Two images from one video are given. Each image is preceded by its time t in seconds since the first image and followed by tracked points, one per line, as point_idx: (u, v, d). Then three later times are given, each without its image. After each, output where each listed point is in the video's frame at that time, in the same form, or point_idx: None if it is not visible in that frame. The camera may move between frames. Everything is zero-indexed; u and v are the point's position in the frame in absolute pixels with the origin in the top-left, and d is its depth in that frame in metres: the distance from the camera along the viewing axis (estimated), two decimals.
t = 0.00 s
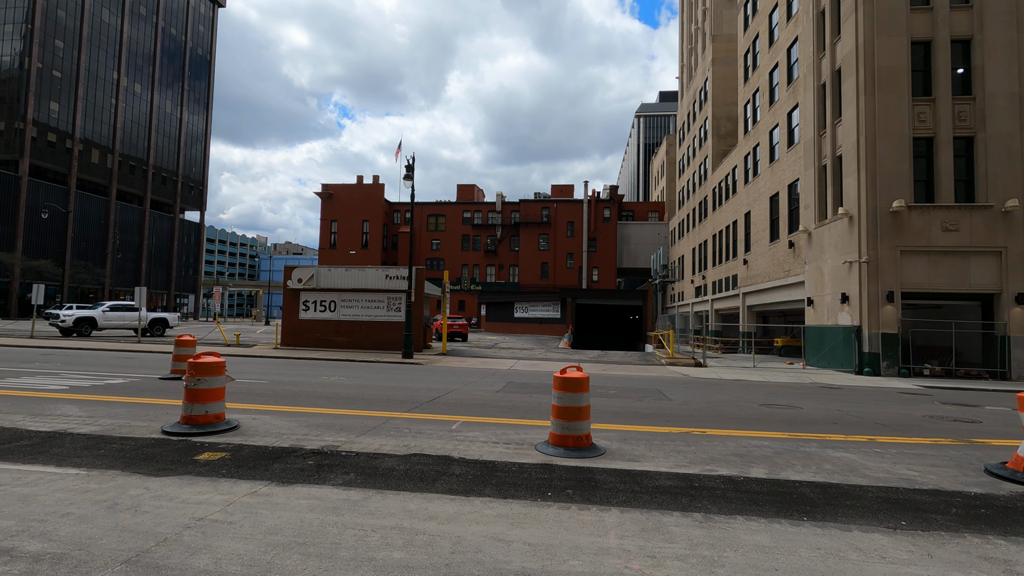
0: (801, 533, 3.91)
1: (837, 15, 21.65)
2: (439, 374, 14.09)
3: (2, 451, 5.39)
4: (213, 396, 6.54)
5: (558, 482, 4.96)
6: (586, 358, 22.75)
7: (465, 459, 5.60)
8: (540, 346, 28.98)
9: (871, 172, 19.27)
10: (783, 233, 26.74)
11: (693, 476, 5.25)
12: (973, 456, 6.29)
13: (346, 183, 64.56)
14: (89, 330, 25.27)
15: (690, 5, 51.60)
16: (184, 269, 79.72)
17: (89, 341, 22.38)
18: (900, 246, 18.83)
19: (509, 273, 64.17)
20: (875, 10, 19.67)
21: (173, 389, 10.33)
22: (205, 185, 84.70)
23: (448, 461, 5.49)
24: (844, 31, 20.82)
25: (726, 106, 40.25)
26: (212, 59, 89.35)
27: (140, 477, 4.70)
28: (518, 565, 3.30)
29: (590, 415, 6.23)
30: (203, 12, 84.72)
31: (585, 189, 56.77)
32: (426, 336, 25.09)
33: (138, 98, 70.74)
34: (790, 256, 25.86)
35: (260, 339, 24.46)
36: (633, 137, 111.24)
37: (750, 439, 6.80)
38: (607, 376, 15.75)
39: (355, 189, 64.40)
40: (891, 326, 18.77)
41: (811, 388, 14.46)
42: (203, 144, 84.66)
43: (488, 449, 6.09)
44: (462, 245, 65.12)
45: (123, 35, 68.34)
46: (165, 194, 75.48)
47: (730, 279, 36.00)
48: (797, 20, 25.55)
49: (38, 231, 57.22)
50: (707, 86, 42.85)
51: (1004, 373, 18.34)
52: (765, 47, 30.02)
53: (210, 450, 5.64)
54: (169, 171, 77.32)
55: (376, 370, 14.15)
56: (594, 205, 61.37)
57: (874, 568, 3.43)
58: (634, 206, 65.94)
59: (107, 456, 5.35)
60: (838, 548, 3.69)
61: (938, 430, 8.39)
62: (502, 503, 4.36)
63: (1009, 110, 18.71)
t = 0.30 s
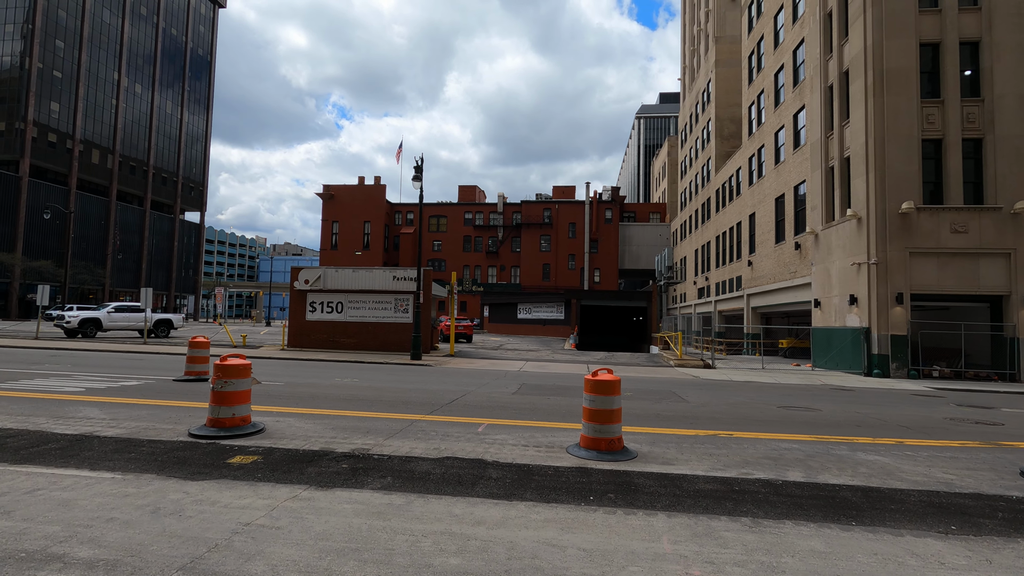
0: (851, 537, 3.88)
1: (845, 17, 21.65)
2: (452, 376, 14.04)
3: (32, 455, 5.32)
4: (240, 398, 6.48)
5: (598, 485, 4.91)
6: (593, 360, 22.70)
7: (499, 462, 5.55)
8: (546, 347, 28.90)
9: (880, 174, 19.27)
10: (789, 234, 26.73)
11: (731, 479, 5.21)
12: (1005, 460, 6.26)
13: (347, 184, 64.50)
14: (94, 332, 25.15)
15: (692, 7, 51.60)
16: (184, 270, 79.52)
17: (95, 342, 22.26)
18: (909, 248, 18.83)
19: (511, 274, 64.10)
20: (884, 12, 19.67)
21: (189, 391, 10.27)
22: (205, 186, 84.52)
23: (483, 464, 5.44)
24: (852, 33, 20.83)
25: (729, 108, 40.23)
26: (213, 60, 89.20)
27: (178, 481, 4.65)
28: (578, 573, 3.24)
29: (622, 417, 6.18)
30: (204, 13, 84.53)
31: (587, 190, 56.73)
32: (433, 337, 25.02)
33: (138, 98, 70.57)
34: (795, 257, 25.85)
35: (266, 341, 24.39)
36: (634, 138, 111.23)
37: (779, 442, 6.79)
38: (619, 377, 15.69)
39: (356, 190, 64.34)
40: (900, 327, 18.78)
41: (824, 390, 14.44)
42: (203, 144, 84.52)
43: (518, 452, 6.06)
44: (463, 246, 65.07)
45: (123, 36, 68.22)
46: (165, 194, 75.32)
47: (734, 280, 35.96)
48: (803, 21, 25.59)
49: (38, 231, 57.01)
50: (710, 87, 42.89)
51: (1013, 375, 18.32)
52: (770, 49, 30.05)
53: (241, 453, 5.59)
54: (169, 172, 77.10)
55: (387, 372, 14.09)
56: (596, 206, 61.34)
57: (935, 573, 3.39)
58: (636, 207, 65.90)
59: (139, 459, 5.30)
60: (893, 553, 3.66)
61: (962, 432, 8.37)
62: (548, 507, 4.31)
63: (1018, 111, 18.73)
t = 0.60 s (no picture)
0: (906, 543, 3.83)
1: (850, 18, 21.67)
2: (462, 376, 13.95)
3: (58, 458, 5.22)
4: (264, 401, 6.37)
5: (638, 489, 4.84)
6: (599, 360, 22.64)
7: (533, 465, 5.48)
8: (549, 347, 28.80)
9: (886, 174, 19.29)
10: (792, 235, 26.76)
11: (769, 482, 5.16)
12: None
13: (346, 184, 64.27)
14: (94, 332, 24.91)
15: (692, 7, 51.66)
16: (180, 269, 78.99)
17: (96, 343, 22.05)
18: (915, 248, 18.87)
19: (510, 274, 64.01)
20: (890, 13, 19.69)
21: (201, 393, 10.13)
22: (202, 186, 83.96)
23: (517, 468, 5.35)
24: (857, 33, 20.86)
25: (730, 108, 40.28)
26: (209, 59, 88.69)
27: (212, 486, 4.55)
28: None
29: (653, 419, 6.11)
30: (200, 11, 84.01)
31: (586, 190, 56.69)
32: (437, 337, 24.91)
33: (134, 96, 70.03)
34: (799, 258, 25.87)
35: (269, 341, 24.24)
36: (631, 138, 111.27)
37: (806, 444, 6.75)
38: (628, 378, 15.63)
39: (354, 189, 64.12)
40: (906, 328, 18.81)
41: (834, 391, 14.43)
42: (200, 143, 83.97)
43: (549, 455, 5.99)
44: (462, 246, 64.91)
45: (119, 33, 67.66)
46: (162, 193, 74.79)
47: (735, 280, 35.99)
48: (807, 21, 25.60)
49: (33, 230, 56.34)
50: (710, 88, 42.95)
51: (1018, 375, 18.37)
52: (772, 49, 30.10)
53: (271, 457, 5.50)
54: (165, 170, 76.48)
55: (397, 372, 13.97)
56: (595, 206, 61.30)
57: None
58: (635, 207, 65.89)
59: (168, 463, 5.19)
60: (953, 559, 3.60)
61: (983, 433, 8.37)
62: (594, 513, 4.23)
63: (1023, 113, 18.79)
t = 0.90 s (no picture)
0: (967, 548, 3.78)
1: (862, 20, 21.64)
2: (478, 380, 13.90)
3: (98, 462, 5.20)
4: (296, 404, 6.35)
5: (684, 495, 4.79)
6: (610, 362, 22.55)
7: (573, 470, 5.44)
8: (557, 350, 28.71)
9: (900, 176, 19.22)
10: (802, 237, 26.70)
11: (813, 487, 5.11)
12: None
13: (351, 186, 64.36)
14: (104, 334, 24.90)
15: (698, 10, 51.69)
16: (185, 272, 79.11)
17: (107, 345, 22.06)
18: (929, 250, 18.81)
19: (514, 276, 63.96)
20: (903, 15, 19.66)
21: (222, 395, 10.10)
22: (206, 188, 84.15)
23: (558, 472, 5.31)
24: (869, 35, 20.84)
25: (737, 110, 40.27)
26: (214, 62, 88.98)
27: (258, 490, 4.53)
28: None
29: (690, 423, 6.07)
30: (206, 14, 84.31)
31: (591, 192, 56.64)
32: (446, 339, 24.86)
33: (140, 100, 70.31)
34: (809, 260, 25.80)
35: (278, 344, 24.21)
36: (635, 141, 111.24)
37: (842, 448, 6.69)
38: (643, 381, 15.56)
39: (358, 192, 64.17)
40: (921, 330, 18.73)
41: (852, 394, 14.34)
42: (204, 146, 84.20)
43: (586, 459, 5.94)
44: (467, 249, 64.84)
45: (125, 37, 67.83)
46: (167, 196, 75.03)
47: (742, 283, 35.92)
48: (817, 24, 25.59)
49: (39, 233, 56.50)
50: (716, 90, 42.95)
51: None
52: (781, 52, 30.09)
53: (309, 461, 5.47)
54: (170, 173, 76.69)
55: (413, 375, 13.91)
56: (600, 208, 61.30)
57: None
58: (640, 210, 65.86)
59: (209, 467, 5.17)
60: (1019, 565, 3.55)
61: (1013, 437, 8.30)
62: (647, 519, 4.19)
63: None
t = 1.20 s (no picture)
0: None
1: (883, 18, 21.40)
2: (502, 381, 13.88)
3: (150, 465, 5.26)
4: (338, 408, 6.37)
5: (737, 501, 4.75)
6: (628, 364, 22.43)
7: (620, 475, 5.41)
8: (573, 351, 28.63)
9: (925, 176, 18.96)
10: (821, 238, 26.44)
11: (866, 494, 5.05)
12: None
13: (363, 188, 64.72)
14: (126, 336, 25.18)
15: (712, 9, 51.39)
16: (199, 273, 79.84)
17: (130, 347, 22.31)
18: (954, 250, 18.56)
19: (526, 277, 63.92)
20: (927, 13, 19.41)
21: (254, 397, 10.17)
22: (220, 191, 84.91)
23: (606, 478, 5.28)
24: (892, 34, 20.59)
25: (752, 110, 39.98)
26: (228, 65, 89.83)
27: (313, 495, 4.54)
28: None
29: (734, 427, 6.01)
30: (220, 18, 85.15)
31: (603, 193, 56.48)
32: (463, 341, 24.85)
33: (156, 103, 71.11)
34: (829, 261, 25.54)
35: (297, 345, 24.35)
36: (646, 141, 110.79)
37: (886, 453, 6.61)
38: (666, 383, 15.46)
39: (371, 193, 64.43)
40: (946, 332, 18.47)
41: (880, 396, 14.15)
42: (218, 149, 84.96)
43: (630, 464, 5.91)
44: (478, 250, 64.85)
45: (141, 41, 68.68)
46: (182, 198, 75.82)
47: (759, 284, 35.64)
48: (836, 22, 25.34)
49: (58, 236, 57.15)
50: (731, 90, 42.70)
51: None
52: (799, 50, 29.84)
53: (357, 464, 5.49)
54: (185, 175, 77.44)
55: (437, 377, 13.92)
56: (613, 208, 61.15)
57: None
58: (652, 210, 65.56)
59: (259, 471, 5.20)
60: None
61: None
62: (706, 526, 4.16)
63: None
